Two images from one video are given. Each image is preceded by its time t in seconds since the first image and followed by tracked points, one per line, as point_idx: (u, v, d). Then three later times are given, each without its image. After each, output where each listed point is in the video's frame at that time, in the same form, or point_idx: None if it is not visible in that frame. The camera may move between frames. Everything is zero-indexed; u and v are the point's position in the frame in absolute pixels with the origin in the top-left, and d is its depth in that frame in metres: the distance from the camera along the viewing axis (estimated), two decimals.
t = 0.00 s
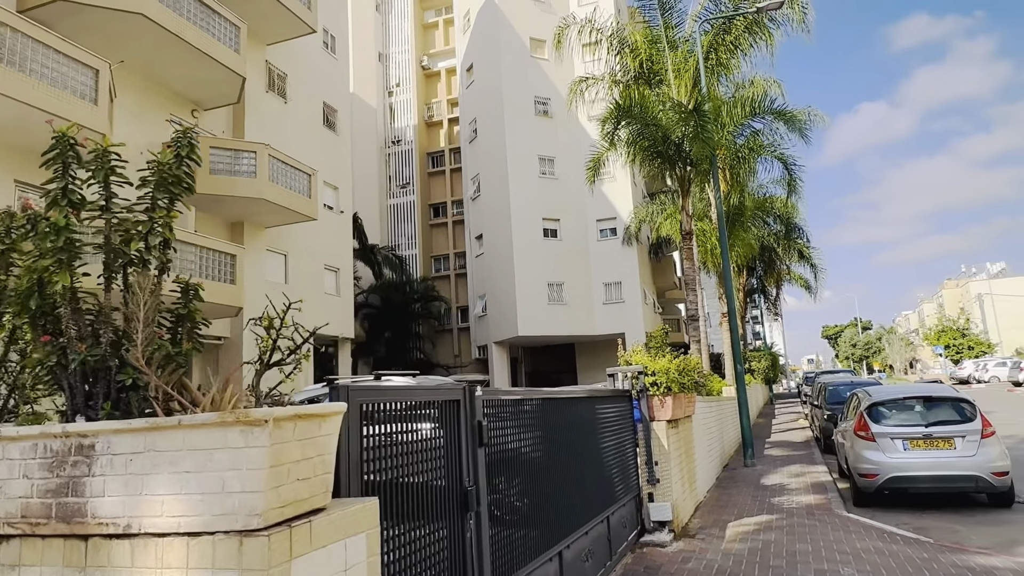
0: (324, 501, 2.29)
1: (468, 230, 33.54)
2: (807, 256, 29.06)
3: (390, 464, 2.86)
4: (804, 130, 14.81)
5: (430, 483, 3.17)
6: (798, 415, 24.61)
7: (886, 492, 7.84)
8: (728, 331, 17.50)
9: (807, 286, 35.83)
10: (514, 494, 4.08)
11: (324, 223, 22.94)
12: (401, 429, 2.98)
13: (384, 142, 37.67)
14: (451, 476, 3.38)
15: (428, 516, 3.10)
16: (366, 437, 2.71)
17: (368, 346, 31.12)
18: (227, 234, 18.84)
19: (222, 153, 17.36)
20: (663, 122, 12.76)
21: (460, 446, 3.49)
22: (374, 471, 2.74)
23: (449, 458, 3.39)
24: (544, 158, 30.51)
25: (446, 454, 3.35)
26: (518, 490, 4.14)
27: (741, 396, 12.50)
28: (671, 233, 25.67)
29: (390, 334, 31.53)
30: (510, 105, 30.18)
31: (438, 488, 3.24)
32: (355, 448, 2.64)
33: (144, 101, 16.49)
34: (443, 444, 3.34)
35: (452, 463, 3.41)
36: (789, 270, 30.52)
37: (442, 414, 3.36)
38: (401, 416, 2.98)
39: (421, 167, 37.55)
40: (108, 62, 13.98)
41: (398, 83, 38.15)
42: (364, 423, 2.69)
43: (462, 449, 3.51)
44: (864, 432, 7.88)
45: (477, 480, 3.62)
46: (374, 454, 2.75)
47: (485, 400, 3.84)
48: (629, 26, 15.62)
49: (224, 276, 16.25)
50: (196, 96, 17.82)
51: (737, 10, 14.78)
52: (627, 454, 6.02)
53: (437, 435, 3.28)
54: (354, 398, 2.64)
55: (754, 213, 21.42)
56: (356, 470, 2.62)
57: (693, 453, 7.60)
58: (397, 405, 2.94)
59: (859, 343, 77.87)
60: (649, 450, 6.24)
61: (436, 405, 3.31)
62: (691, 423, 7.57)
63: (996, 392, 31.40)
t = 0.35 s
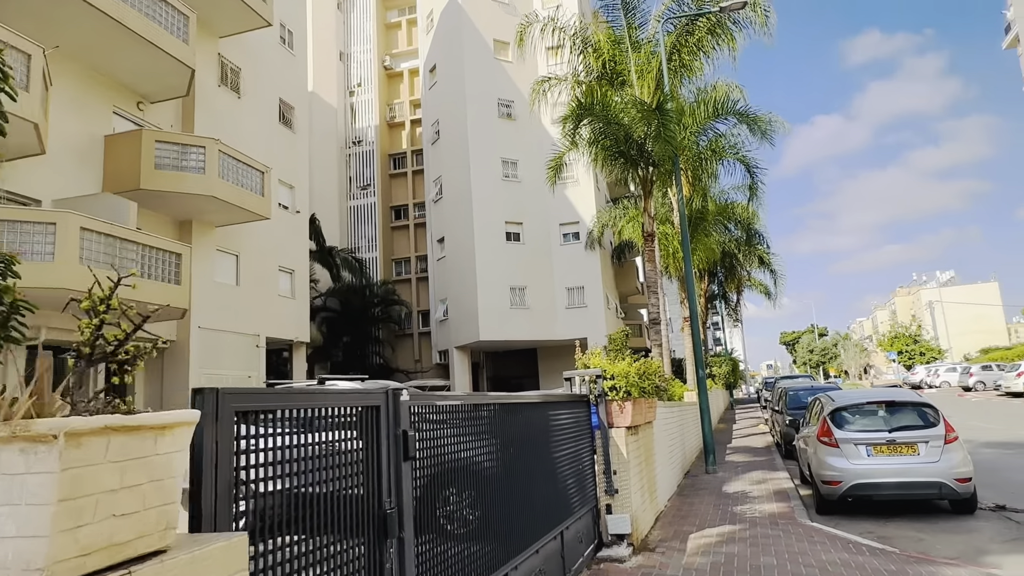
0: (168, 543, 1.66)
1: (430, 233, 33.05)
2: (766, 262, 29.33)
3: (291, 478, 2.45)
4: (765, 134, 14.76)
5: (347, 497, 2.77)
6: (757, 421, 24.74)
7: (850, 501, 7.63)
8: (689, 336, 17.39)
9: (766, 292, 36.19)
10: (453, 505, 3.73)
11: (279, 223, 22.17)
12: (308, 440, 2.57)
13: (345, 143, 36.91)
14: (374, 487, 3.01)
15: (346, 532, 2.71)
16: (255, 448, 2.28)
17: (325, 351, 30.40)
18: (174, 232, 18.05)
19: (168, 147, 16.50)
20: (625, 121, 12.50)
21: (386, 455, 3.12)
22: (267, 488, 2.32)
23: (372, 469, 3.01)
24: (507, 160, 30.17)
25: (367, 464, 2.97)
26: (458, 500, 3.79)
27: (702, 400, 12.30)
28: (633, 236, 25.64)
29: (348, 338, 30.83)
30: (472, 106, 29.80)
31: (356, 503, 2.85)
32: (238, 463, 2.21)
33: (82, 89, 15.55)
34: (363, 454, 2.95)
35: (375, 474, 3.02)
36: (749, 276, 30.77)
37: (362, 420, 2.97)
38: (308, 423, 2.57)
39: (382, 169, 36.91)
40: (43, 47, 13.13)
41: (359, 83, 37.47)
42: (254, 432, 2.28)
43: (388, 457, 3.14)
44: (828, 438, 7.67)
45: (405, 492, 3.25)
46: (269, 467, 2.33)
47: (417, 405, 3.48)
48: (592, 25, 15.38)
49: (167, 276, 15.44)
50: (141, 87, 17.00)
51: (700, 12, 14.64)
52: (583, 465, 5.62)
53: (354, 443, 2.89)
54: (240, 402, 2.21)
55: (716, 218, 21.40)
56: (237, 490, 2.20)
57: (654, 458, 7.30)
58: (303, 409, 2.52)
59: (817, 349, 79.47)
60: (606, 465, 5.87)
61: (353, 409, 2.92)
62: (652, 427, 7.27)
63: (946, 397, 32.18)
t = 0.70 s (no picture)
0: None
1: (386, 237, 32.46)
2: (722, 269, 29.61)
3: (189, 493, 2.10)
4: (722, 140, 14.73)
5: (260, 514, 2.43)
6: (712, 426, 24.86)
7: (806, 509, 7.47)
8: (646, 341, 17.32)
9: (722, 299, 36.60)
10: (390, 518, 3.43)
11: (227, 223, 21.36)
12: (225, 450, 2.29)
13: (299, 143, 36.02)
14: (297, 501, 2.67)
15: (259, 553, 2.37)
16: (137, 463, 1.93)
17: (277, 355, 29.42)
18: (113, 231, 17.18)
19: (106, 140, 15.65)
20: (581, 120, 12.26)
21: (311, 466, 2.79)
22: (155, 508, 1.97)
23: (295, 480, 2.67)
24: (465, 163, 29.82)
25: (290, 475, 2.63)
26: (396, 513, 3.48)
27: (657, 406, 12.11)
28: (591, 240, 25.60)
29: (301, 343, 30.01)
30: (431, 108, 29.37)
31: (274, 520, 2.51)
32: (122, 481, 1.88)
33: (12, 76, 14.62)
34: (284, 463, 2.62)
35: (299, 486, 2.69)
36: (706, 283, 31.01)
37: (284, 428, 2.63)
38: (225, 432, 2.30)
39: (338, 170, 36.16)
40: None
41: (316, 82, 36.65)
42: (137, 442, 1.93)
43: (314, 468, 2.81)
44: (784, 444, 7.50)
45: (332, 506, 2.93)
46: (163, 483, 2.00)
47: (351, 409, 3.17)
48: (550, 27, 15.17)
49: (101, 275, 14.59)
50: (78, 76, 16.11)
51: (659, 14, 14.55)
52: (531, 475, 5.28)
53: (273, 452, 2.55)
54: (113, 407, 1.86)
55: (672, 223, 21.45)
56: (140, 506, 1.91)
57: (607, 464, 7.02)
58: (200, 413, 2.18)
59: (770, 356, 81.03)
60: (554, 475, 5.54)
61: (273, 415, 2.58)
62: (605, 433, 7.00)
63: (895, 403, 32.96)
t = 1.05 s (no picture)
0: None
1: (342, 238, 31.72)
2: (681, 275, 29.73)
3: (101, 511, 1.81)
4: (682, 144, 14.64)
5: (181, 537, 2.11)
6: (670, 431, 24.84)
7: (762, 519, 7.24)
8: (603, 345, 17.08)
9: (680, 305, 36.80)
10: (326, 535, 3.08)
11: (171, 220, 20.43)
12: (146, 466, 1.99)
13: (253, 141, 34.94)
14: (223, 518, 2.34)
15: None
16: (38, 482, 1.63)
17: (227, 359, 28.19)
18: (46, 226, 16.26)
19: (37, 130, 14.73)
20: (538, 117, 11.93)
21: (240, 481, 2.47)
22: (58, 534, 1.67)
23: (222, 496, 2.35)
24: (424, 164, 29.31)
25: (217, 491, 2.32)
26: (332, 530, 3.13)
27: (614, 412, 11.83)
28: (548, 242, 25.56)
29: (251, 347, 28.98)
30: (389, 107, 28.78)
31: (195, 542, 2.18)
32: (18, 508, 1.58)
33: None
34: (210, 479, 2.30)
35: (225, 502, 2.37)
36: (664, 289, 31.08)
37: (214, 438, 2.32)
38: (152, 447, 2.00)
39: (293, 169, 35.24)
40: None
41: (271, 79, 35.64)
42: (43, 456, 1.64)
43: (242, 482, 2.48)
44: (741, 452, 7.27)
45: (263, 523, 2.60)
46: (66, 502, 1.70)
47: (289, 417, 2.86)
48: (509, 25, 14.83)
49: (28, 272, 13.69)
50: (8, 62, 15.16)
51: (619, 14, 14.38)
52: (474, 487, 4.89)
53: (200, 466, 2.24)
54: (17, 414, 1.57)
55: (631, 228, 21.35)
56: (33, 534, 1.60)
57: (559, 473, 6.70)
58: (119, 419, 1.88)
59: (726, 362, 82.19)
60: (493, 490, 5.16)
61: (203, 425, 2.27)
62: (557, 442, 6.69)
63: (846, 408, 33.50)
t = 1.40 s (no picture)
0: None
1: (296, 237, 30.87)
2: (640, 278, 29.74)
3: None
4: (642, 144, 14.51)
5: (55, 556, 1.76)
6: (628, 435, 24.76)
7: (722, 525, 7.00)
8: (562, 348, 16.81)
9: (638, 309, 36.91)
10: (254, 551, 2.72)
11: (111, 214, 19.44)
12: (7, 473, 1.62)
13: (204, 135, 33.74)
14: (121, 534, 2.01)
15: None
16: None
17: (172, 361, 27.03)
18: None
19: None
20: (496, 109, 11.55)
21: (140, 490, 2.10)
22: None
23: (121, 506, 2.02)
24: (382, 163, 28.68)
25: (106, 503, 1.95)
26: (261, 547, 2.77)
27: (572, 416, 11.48)
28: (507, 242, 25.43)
29: (200, 347, 27.81)
30: (346, 103, 28.08)
31: (80, 560, 1.84)
32: None
33: None
34: (101, 488, 1.95)
35: (123, 514, 2.03)
36: (623, 292, 31.06)
37: (107, 442, 1.97)
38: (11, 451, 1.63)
39: (246, 166, 34.20)
40: None
41: (224, 71, 34.47)
42: None
43: (148, 489, 2.15)
44: (701, 456, 7.01)
45: (178, 536, 2.26)
46: None
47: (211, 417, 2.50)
48: (468, 19, 14.43)
49: None
50: None
51: (580, 9, 14.16)
52: (416, 495, 4.48)
53: (87, 475, 1.89)
54: None
55: (591, 230, 21.19)
56: None
57: (512, 479, 6.33)
58: None
59: (683, 366, 83.01)
60: (438, 498, 4.74)
61: (93, 428, 1.92)
62: (510, 447, 6.33)
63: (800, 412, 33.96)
